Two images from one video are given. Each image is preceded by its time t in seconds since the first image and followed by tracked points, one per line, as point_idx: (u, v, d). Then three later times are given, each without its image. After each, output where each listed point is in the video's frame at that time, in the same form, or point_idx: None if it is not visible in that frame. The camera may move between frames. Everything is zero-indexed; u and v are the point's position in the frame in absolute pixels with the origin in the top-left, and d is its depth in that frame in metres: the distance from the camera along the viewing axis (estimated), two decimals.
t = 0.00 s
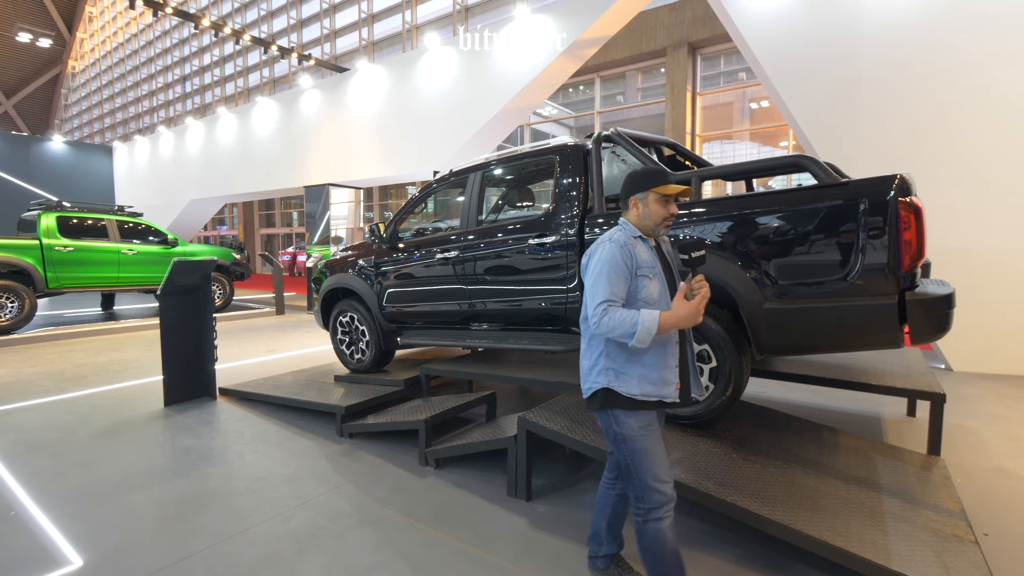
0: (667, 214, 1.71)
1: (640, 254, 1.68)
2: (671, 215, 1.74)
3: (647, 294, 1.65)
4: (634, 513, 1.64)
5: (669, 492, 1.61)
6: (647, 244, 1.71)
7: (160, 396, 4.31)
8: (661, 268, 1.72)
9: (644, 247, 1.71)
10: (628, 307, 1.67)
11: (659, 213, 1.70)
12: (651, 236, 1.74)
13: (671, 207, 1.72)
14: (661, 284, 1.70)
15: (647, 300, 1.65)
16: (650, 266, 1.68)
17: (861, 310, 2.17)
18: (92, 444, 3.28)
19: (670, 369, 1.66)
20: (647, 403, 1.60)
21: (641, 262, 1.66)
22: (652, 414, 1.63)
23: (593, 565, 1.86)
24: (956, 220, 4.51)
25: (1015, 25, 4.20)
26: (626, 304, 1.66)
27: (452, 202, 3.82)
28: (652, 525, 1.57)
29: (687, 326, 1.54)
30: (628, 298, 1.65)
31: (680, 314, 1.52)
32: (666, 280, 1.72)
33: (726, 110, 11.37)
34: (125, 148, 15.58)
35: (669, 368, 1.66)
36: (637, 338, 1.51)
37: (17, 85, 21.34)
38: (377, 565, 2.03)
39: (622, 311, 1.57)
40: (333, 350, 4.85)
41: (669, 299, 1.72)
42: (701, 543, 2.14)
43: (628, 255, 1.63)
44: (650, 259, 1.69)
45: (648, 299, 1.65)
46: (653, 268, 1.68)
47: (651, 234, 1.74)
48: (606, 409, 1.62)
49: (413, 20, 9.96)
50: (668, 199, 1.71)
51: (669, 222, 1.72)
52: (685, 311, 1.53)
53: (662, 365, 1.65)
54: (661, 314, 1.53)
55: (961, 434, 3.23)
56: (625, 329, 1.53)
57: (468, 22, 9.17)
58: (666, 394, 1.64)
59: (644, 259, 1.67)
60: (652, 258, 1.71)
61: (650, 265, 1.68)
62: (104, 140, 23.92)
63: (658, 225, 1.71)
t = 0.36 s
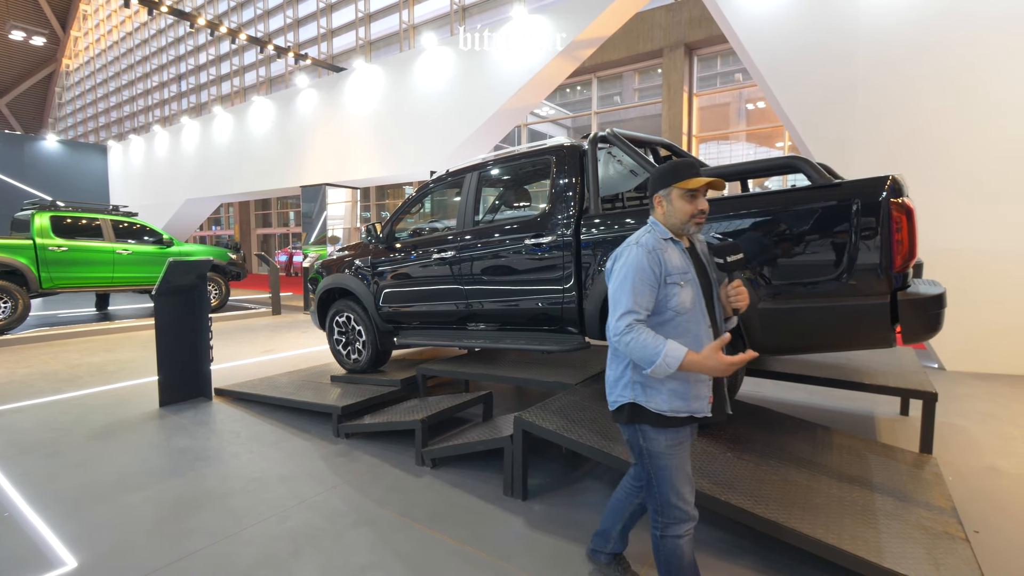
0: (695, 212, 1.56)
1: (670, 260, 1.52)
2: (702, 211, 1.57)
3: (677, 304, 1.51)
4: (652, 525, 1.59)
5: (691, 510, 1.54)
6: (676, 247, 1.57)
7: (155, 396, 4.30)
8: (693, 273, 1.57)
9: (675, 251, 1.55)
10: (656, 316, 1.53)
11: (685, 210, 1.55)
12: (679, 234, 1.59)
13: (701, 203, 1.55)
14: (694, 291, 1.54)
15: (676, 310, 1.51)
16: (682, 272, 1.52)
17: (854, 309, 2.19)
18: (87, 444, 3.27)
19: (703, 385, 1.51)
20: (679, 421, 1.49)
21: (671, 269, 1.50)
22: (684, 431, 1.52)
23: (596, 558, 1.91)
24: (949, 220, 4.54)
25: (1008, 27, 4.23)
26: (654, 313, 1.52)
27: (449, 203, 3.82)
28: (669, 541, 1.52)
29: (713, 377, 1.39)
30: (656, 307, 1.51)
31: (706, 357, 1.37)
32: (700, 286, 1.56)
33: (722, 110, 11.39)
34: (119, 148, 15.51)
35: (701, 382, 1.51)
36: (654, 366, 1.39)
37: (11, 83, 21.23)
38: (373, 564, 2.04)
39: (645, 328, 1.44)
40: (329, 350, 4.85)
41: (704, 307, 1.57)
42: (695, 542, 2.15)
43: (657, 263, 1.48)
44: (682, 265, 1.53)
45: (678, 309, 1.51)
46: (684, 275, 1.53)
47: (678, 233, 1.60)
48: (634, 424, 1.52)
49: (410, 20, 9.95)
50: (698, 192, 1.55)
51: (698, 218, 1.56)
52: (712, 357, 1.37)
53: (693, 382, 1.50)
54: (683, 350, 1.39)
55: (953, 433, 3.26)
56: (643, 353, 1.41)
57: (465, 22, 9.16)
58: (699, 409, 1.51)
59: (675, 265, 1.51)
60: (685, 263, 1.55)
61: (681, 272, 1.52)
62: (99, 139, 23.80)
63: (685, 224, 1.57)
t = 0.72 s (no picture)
0: (699, 206, 1.47)
1: (670, 258, 1.47)
2: (709, 204, 1.47)
3: (678, 303, 1.45)
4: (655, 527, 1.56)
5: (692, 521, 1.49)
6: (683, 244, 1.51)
7: (147, 397, 4.27)
8: (703, 271, 1.49)
9: (680, 248, 1.49)
10: (659, 316, 1.48)
11: (689, 203, 1.48)
12: (688, 230, 1.50)
13: (705, 195, 1.47)
14: (701, 289, 1.46)
15: (680, 311, 1.45)
16: (684, 270, 1.46)
17: (846, 309, 2.21)
18: (78, 446, 3.25)
19: (717, 395, 1.44)
20: (685, 431, 1.43)
21: (670, 267, 1.46)
22: (692, 444, 1.47)
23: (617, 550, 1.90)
24: (940, 221, 4.57)
25: (998, 30, 4.28)
26: (656, 314, 1.48)
27: (444, 203, 3.82)
28: (666, 544, 1.49)
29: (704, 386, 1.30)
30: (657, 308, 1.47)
31: (691, 364, 1.28)
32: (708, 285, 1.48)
33: (717, 112, 11.45)
34: (111, 146, 15.39)
35: (714, 391, 1.44)
36: (642, 369, 1.35)
37: None
38: (367, 564, 2.04)
39: (639, 330, 1.40)
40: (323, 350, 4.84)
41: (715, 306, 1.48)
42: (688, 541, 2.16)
43: (652, 263, 1.45)
44: (684, 262, 1.47)
45: (679, 309, 1.44)
46: (687, 273, 1.46)
47: (687, 229, 1.51)
48: (639, 429, 1.51)
49: (405, 20, 9.94)
50: (702, 184, 1.47)
51: (703, 212, 1.46)
52: (698, 361, 1.29)
53: (701, 391, 1.43)
54: (671, 352, 1.33)
55: (942, 430, 3.30)
56: (632, 354, 1.39)
57: (461, 22, 9.15)
58: (713, 421, 1.43)
59: (675, 263, 1.46)
60: (690, 260, 1.48)
61: (683, 269, 1.46)
62: (90, 138, 23.59)
63: (690, 219, 1.48)
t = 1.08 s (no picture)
0: (691, 207, 1.46)
1: (662, 257, 1.52)
2: (703, 205, 1.45)
3: (661, 302, 1.49)
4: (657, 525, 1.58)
5: (678, 523, 1.47)
6: (681, 244, 1.51)
7: (132, 399, 4.23)
8: (694, 270, 1.46)
9: (675, 248, 1.50)
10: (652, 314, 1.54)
11: (685, 204, 1.48)
12: (690, 231, 1.50)
13: (696, 196, 1.45)
14: (686, 289, 1.46)
15: (663, 310, 1.48)
16: (670, 269, 1.48)
17: (831, 308, 2.24)
18: (62, 450, 3.21)
19: (691, 394, 1.43)
20: (661, 426, 1.48)
21: (657, 267, 1.51)
22: (677, 442, 1.48)
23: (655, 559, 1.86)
24: (924, 221, 4.64)
25: (979, 34, 4.37)
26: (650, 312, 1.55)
27: (435, 203, 3.82)
28: (655, 540, 1.51)
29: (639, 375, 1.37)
30: (649, 305, 1.53)
31: (627, 353, 1.39)
32: (698, 286, 1.45)
33: (706, 113, 11.54)
34: (95, 145, 15.17)
35: (689, 390, 1.44)
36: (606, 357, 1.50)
37: None
38: (357, 565, 2.04)
39: (619, 323, 1.53)
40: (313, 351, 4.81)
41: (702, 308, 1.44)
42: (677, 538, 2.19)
43: (640, 263, 1.54)
44: (673, 261, 1.49)
45: (661, 307, 1.48)
46: (673, 272, 1.48)
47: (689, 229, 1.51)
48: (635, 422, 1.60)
49: (396, 18, 9.90)
50: (693, 185, 1.45)
51: (696, 213, 1.45)
52: (636, 352, 1.38)
53: (674, 387, 1.47)
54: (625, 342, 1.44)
55: (925, 427, 3.36)
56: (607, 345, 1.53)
57: (451, 22, 9.15)
58: (687, 421, 1.43)
59: (663, 262, 1.50)
60: (681, 259, 1.48)
61: (670, 269, 1.49)
62: (72, 135, 23.19)
63: (687, 219, 1.49)
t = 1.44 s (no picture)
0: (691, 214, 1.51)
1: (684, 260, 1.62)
2: (696, 214, 1.48)
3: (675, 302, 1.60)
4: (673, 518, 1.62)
5: (680, 515, 1.51)
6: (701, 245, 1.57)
7: (115, 402, 4.15)
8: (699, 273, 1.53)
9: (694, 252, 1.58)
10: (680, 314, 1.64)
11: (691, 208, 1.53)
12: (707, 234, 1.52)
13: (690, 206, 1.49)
14: (692, 290, 1.54)
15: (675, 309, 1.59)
16: (682, 271, 1.58)
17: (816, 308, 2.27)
18: (42, 453, 3.14)
19: (687, 390, 1.51)
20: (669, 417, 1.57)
21: (676, 269, 1.62)
22: (684, 434, 1.52)
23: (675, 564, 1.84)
24: (907, 222, 4.72)
25: (958, 38, 4.45)
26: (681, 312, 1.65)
27: (423, 202, 3.80)
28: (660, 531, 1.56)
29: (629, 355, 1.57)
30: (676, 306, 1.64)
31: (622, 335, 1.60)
32: (698, 290, 1.52)
33: (693, 114, 11.63)
34: (76, 143, 14.90)
35: (687, 385, 1.51)
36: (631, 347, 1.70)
37: None
38: (345, 566, 2.03)
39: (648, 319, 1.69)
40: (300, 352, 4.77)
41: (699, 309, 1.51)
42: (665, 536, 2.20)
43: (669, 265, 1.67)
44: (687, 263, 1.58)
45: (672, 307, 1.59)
46: (684, 274, 1.57)
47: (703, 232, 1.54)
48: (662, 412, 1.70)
49: (383, 17, 9.83)
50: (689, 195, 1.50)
51: (694, 219, 1.50)
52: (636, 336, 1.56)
53: (678, 379, 1.57)
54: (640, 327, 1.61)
55: (907, 424, 3.41)
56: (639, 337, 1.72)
57: (439, 21, 9.12)
58: (684, 415, 1.50)
59: (681, 263, 1.60)
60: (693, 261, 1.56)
61: (683, 271, 1.58)
62: (52, 133, 22.74)
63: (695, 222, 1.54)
